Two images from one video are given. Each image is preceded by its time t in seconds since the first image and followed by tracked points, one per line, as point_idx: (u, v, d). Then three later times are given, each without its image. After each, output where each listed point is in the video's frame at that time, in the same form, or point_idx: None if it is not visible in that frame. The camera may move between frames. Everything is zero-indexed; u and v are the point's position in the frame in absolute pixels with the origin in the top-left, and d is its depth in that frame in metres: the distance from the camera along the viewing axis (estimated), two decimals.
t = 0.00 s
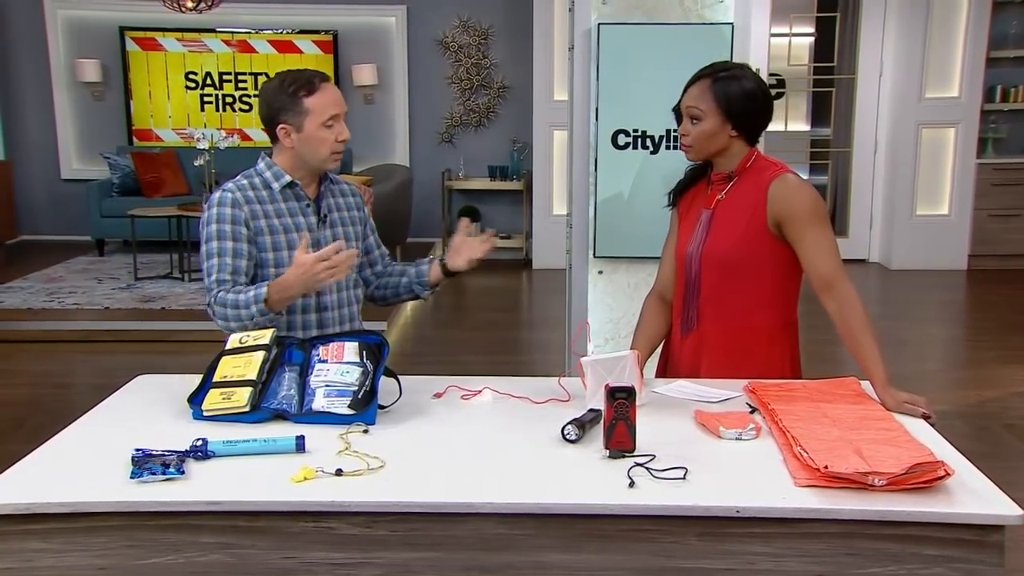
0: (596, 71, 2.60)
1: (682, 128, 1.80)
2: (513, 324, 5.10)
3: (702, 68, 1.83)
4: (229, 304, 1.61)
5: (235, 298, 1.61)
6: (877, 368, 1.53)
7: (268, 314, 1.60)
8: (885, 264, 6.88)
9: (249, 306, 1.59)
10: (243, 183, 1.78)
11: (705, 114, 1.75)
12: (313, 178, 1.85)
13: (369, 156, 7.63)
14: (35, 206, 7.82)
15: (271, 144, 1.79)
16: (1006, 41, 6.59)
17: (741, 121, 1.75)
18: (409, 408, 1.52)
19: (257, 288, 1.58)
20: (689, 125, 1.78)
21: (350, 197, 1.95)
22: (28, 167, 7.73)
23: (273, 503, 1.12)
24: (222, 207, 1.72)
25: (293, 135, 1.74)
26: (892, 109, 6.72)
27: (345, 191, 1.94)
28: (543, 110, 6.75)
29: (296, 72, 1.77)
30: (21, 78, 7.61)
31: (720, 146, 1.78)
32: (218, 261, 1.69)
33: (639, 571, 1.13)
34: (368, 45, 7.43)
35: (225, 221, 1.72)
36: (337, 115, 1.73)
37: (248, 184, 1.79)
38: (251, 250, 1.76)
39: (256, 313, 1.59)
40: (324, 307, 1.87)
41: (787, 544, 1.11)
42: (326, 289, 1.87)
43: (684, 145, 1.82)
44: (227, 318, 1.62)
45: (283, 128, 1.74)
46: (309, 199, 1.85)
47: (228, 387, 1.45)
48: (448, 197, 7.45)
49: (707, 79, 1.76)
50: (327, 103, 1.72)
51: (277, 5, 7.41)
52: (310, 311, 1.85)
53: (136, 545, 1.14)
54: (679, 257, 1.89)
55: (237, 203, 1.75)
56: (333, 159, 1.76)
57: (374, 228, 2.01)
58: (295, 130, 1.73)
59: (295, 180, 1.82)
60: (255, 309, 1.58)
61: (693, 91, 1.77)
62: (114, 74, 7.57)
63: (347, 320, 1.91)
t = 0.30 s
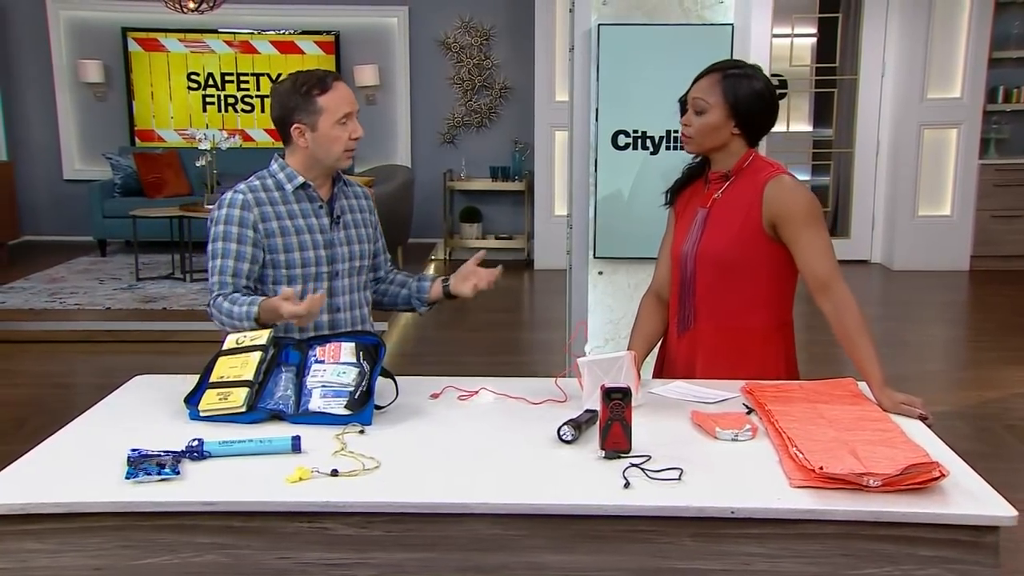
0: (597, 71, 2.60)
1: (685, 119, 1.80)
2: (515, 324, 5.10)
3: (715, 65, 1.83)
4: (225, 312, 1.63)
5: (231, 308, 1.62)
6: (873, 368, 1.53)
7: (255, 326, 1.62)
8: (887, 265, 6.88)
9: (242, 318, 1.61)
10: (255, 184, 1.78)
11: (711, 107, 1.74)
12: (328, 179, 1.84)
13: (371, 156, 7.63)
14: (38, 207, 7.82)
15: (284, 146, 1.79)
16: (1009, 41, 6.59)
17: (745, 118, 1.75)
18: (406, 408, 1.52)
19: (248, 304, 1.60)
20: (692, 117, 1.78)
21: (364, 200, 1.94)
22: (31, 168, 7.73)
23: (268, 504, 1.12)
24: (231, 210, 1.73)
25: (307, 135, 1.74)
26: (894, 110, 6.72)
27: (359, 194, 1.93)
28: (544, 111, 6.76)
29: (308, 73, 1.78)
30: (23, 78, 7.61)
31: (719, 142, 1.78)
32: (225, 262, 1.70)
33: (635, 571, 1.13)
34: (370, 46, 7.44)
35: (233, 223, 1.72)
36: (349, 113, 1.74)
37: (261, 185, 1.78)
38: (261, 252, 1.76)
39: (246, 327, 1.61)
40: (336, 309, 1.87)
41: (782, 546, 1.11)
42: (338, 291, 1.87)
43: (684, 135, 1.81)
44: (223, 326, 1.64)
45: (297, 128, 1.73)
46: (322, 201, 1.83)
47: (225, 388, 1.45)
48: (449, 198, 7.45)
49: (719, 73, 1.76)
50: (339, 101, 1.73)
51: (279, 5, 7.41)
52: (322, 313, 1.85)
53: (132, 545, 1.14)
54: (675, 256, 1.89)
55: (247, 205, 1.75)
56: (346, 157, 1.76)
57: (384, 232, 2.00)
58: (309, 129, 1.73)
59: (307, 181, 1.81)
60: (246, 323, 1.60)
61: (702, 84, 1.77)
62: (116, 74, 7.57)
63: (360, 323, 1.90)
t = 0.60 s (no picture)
0: (597, 70, 2.61)
1: (678, 123, 1.80)
2: (516, 325, 5.11)
3: (705, 66, 1.82)
4: (270, 307, 1.66)
5: (279, 301, 1.66)
6: (869, 368, 1.54)
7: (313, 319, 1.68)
8: (889, 266, 6.88)
9: (295, 310, 1.65)
10: (256, 185, 1.78)
11: (704, 110, 1.74)
12: (327, 181, 1.84)
13: (373, 157, 7.63)
14: (40, 208, 7.82)
15: (284, 145, 1.79)
16: (1012, 41, 6.58)
17: (739, 119, 1.75)
18: (402, 408, 1.52)
19: (307, 294, 1.66)
20: (686, 120, 1.77)
21: (365, 201, 1.94)
22: (33, 169, 7.74)
23: (262, 503, 1.12)
24: (236, 209, 1.73)
25: (308, 136, 1.74)
26: (897, 110, 6.72)
27: (360, 195, 1.94)
28: (546, 111, 6.77)
29: (313, 74, 1.77)
30: (26, 79, 7.61)
31: (715, 144, 1.78)
32: (234, 262, 1.69)
33: (629, 572, 1.13)
34: (372, 47, 7.43)
35: (240, 223, 1.72)
36: (352, 117, 1.74)
37: (261, 186, 1.78)
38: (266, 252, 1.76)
39: (302, 317, 1.65)
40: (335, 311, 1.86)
41: (775, 546, 1.11)
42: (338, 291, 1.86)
43: (680, 140, 1.81)
44: (265, 319, 1.66)
45: (298, 129, 1.73)
46: (321, 202, 1.84)
47: (220, 388, 1.45)
48: (451, 198, 7.45)
49: (709, 76, 1.76)
50: (342, 105, 1.72)
51: (281, 6, 7.40)
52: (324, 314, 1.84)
53: (126, 545, 1.14)
54: (671, 258, 1.89)
55: (251, 205, 1.74)
56: (347, 160, 1.75)
57: (387, 233, 2.00)
58: (310, 131, 1.73)
59: (306, 182, 1.81)
60: (303, 313, 1.65)
61: (694, 87, 1.76)
62: (118, 75, 7.58)
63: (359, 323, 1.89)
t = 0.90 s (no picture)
0: (599, 71, 2.60)
1: (676, 126, 1.79)
2: (520, 325, 5.10)
3: (699, 67, 1.82)
4: (274, 305, 1.67)
5: (283, 299, 1.68)
6: (866, 370, 1.54)
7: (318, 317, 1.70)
8: (893, 267, 6.87)
9: (300, 308, 1.67)
10: (254, 184, 1.78)
11: (699, 112, 1.74)
12: (324, 181, 1.85)
13: (376, 157, 7.63)
14: (44, 208, 7.83)
15: (281, 147, 1.79)
16: (1017, 41, 6.57)
17: (734, 121, 1.74)
18: (399, 408, 1.52)
19: (312, 291, 1.68)
20: (682, 123, 1.77)
21: (363, 202, 1.94)
22: (38, 170, 7.76)
23: (256, 504, 1.12)
24: (235, 207, 1.73)
25: (304, 138, 1.74)
26: (901, 111, 6.71)
27: (358, 196, 1.93)
28: (549, 112, 6.76)
29: (311, 76, 1.77)
30: (31, 80, 7.62)
31: (710, 146, 1.78)
32: (232, 260, 1.70)
33: (623, 572, 1.13)
34: (375, 47, 7.43)
35: (238, 221, 1.72)
36: (349, 120, 1.74)
37: (259, 185, 1.78)
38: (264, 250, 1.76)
39: (306, 315, 1.67)
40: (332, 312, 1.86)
41: (768, 547, 1.11)
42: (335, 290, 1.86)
43: (676, 143, 1.81)
44: (269, 317, 1.67)
45: (295, 131, 1.73)
46: (319, 202, 1.84)
47: (216, 389, 1.45)
48: (455, 199, 7.45)
49: (702, 78, 1.75)
50: (339, 108, 1.72)
51: (285, 6, 7.41)
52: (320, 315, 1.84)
53: (120, 545, 1.14)
54: (669, 259, 1.89)
55: (249, 203, 1.75)
56: (343, 162, 1.76)
57: (388, 233, 1.99)
58: (307, 133, 1.73)
59: (304, 182, 1.81)
60: (307, 310, 1.67)
61: (687, 90, 1.76)
62: (123, 76, 7.58)
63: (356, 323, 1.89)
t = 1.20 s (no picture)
0: (600, 72, 2.61)
1: (674, 122, 1.79)
2: (522, 326, 5.10)
3: (703, 66, 1.82)
4: (274, 307, 1.66)
5: (283, 302, 1.67)
6: (861, 370, 1.54)
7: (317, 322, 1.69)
8: (896, 268, 6.87)
9: (299, 312, 1.66)
10: (251, 184, 1.77)
11: (699, 109, 1.74)
12: (320, 182, 1.85)
13: (378, 158, 7.63)
14: (47, 208, 7.83)
15: (277, 146, 1.79)
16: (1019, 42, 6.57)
17: (734, 121, 1.75)
18: (393, 408, 1.52)
19: (312, 297, 1.67)
20: (681, 119, 1.77)
21: (358, 203, 1.94)
22: (41, 170, 7.76)
23: (248, 504, 1.13)
24: (233, 207, 1.72)
25: (301, 138, 1.74)
26: (904, 112, 6.71)
27: (353, 196, 1.93)
28: (552, 112, 6.77)
29: (307, 75, 1.77)
30: (34, 80, 7.62)
31: (708, 144, 1.78)
32: (232, 260, 1.69)
33: (615, 572, 1.13)
34: (377, 48, 7.43)
35: (237, 221, 1.72)
36: (346, 120, 1.74)
37: (255, 185, 1.78)
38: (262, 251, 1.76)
39: (306, 319, 1.66)
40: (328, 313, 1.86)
41: (761, 547, 1.11)
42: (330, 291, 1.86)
43: (674, 139, 1.81)
44: (269, 319, 1.66)
45: (291, 131, 1.73)
46: (315, 202, 1.84)
47: (211, 389, 1.45)
48: (457, 199, 7.45)
49: (706, 76, 1.76)
50: (336, 108, 1.72)
51: (287, 7, 7.41)
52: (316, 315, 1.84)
53: (112, 545, 1.14)
54: (665, 258, 1.89)
55: (247, 203, 1.74)
56: (339, 161, 1.76)
57: (381, 234, 1.99)
58: (303, 133, 1.73)
59: (300, 182, 1.81)
60: (307, 314, 1.66)
61: (690, 86, 1.76)
62: (125, 76, 7.58)
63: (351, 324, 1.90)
